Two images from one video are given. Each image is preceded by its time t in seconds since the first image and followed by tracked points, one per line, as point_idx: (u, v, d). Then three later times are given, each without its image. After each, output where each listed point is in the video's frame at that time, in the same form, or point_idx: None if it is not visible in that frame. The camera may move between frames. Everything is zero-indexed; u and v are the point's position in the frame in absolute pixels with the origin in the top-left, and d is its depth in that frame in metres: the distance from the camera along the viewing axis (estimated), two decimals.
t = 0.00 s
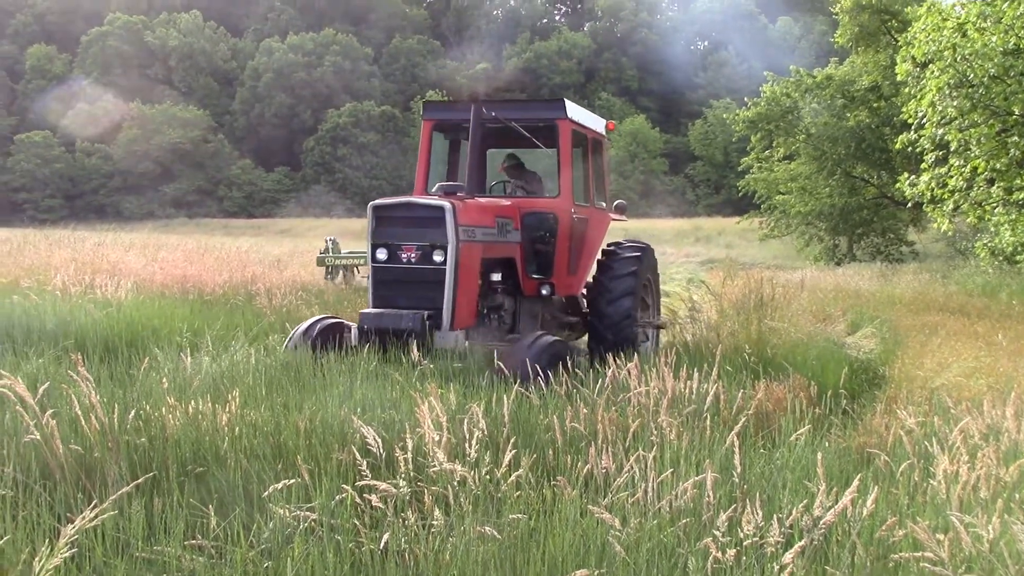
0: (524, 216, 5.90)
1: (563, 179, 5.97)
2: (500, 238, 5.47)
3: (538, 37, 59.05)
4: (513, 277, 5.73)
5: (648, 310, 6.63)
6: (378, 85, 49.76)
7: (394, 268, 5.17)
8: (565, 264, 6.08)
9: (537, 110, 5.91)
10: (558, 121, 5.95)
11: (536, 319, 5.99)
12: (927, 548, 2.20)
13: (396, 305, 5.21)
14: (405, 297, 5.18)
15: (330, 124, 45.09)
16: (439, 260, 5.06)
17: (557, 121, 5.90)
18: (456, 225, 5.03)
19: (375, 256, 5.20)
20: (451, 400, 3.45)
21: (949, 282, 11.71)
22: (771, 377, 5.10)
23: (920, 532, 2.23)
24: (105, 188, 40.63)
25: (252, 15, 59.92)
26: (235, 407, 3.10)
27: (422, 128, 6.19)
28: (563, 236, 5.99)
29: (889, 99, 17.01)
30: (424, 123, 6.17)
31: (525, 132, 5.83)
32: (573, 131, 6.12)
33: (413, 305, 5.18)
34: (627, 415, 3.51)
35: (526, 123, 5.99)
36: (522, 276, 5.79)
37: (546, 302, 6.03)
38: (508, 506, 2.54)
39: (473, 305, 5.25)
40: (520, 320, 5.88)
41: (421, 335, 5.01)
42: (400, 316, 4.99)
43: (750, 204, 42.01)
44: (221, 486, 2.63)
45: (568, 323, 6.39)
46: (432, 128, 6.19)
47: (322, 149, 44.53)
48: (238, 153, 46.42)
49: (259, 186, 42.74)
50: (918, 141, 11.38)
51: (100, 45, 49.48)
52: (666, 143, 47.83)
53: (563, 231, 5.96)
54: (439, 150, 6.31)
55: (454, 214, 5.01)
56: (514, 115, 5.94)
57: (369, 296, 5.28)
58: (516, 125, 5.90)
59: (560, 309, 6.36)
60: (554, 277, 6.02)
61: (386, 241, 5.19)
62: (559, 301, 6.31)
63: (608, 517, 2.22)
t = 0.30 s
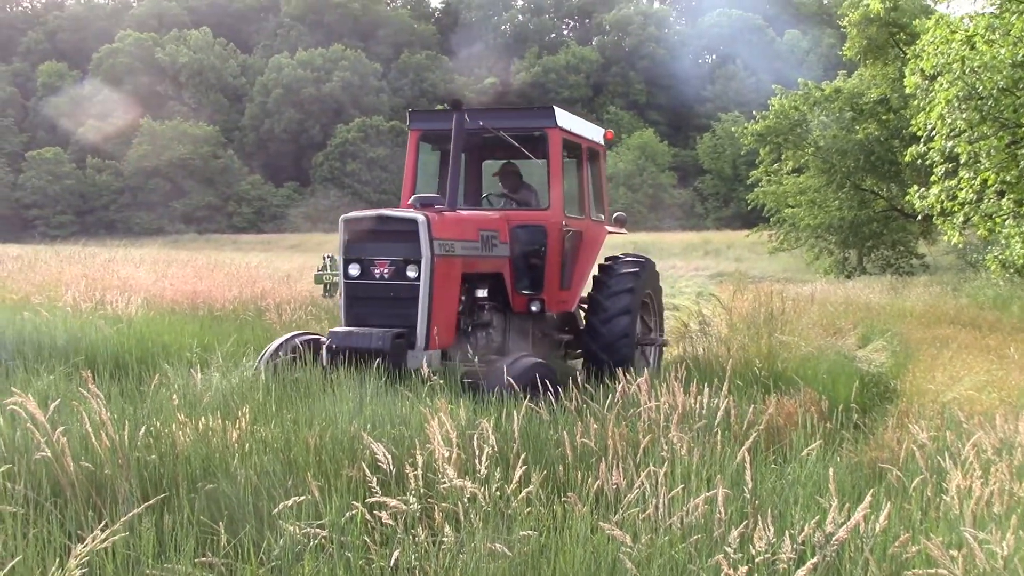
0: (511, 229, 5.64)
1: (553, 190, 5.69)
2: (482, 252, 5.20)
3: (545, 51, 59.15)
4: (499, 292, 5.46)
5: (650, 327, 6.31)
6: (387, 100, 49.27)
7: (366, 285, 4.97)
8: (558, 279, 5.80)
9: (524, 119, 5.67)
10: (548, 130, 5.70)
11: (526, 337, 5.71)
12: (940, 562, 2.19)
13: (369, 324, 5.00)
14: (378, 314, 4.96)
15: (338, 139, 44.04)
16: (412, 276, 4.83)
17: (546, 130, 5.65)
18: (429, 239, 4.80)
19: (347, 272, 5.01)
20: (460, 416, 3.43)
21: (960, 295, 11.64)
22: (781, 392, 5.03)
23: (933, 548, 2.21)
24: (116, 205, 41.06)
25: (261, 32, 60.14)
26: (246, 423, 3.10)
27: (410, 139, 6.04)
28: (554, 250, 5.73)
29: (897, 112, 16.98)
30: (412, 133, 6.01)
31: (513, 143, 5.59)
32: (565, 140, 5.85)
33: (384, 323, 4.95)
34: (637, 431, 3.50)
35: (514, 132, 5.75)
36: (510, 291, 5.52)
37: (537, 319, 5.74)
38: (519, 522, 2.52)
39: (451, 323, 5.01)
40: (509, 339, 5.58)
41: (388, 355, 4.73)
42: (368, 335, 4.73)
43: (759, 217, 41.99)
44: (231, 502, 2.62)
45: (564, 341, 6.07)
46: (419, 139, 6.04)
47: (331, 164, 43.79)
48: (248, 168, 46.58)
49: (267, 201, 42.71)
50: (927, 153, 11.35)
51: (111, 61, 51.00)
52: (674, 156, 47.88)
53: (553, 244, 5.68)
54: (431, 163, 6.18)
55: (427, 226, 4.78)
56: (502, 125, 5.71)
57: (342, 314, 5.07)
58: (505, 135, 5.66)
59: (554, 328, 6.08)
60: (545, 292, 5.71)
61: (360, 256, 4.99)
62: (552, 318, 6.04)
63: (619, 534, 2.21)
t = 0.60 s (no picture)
0: (493, 242, 5.41)
1: (537, 201, 5.51)
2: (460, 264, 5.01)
3: (553, 67, 59.17)
4: (481, 307, 5.26)
5: (648, 344, 6.21)
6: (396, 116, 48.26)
7: (329, 299, 4.75)
8: (543, 295, 5.57)
9: (509, 128, 5.54)
10: (534, 140, 5.56)
11: (511, 355, 5.47)
12: None
13: (334, 339, 4.76)
14: (343, 330, 4.73)
15: (347, 154, 43.72)
16: (379, 289, 4.61)
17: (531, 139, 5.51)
18: (396, 251, 4.59)
19: (311, 286, 4.80)
20: (469, 432, 3.43)
21: (970, 311, 11.56)
22: (790, 408, 4.99)
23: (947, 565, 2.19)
24: (125, 220, 41.25)
25: (270, 48, 60.20)
26: (254, 439, 3.10)
27: (392, 149, 5.91)
28: (540, 264, 5.50)
29: (906, 127, 17.01)
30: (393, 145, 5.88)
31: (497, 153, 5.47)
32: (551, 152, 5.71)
33: (348, 340, 4.71)
34: (647, 448, 3.48)
35: (498, 143, 5.61)
36: (492, 307, 5.31)
37: (522, 336, 5.50)
38: (529, 540, 2.50)
39: (422, 339, 4.79)
40: (494, 357, 5.31)
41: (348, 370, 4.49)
42: (326, 351, 4.49)
43: (767, 232, 41.90)
44: (240, 520, 2.61)
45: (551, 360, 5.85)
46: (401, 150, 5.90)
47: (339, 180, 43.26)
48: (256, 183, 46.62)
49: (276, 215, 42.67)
50: (936, 168, 11.32)
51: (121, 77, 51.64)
52: (682, 171, 47.88)
53: (537, 258, 5.47)
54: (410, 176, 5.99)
55: (394, 237, 4.58)
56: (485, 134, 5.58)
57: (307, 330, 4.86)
58: (487, 144, 5.52)
59: (542, 345, 5.86)
60: (529, 309, 5.48)
61: (325, 270, 4.78)
62: (539, 336, 5.81)
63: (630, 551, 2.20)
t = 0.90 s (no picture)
0: (477, 255, 5.21)
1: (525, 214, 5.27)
2: (436, 279, 4.70)
3: (563, 84, 59.34)
4: (461, 323, 5.07)
5: (647, 364, 6.07)
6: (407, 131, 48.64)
7: (290, 311, 4.42)
8: (530, 311, 5.33)
9: (496, 135, 5.28)
10: (522, 150, 5.31)
11: (494, 374, 5.22)
12: None
13: (294, 354, 4.42)
14: (307, 343, 4.39)
15: (358, 170, 43.70)
16: (341, 300, 4.28)
17: (519, 150, 5.28)
18: (360, 261, 4.24)
19: (274, 296, 4.47)
20: (480, 450, 3.41)
21: (983, 328, 11.49)
22: (802, 426, 4.94)
23: None
24: (137, 235, 41.48)
25: (282, 65, 60.62)
26: (266, 456, 3.10)
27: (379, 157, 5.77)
28: (526, 279, 5.27)
29: (917, 144, 17.02)
30: (379, 154, 5.73)
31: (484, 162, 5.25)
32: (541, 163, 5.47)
33: (312, 353, 4.38)
34: (660, 465, 3.44)
35: (486, 151, 5.37)
36: (476, 324, 5.09)
37: (506, 354, 5.30)
38: (541, 560, 2.48)
39: (392, 356, 4.46)
40: (478, 375, 5.10)
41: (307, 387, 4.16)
42: (283, 364, 4.17)
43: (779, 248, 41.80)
44: (253, 537, 2.61)
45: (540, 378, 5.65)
46: (388, 158, 5.74)
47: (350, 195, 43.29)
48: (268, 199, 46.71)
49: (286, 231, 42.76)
50: (949, 185, 11.27)
51: (135, 93, 52.16)
52: (693, 187, 47.95)
53: (523, 273, 5.26)
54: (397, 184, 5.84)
55: (356, 246, 4.21)
56: (473, 143, 5.33)
57: (268, 342, 4.53)
58: (473, 153, 5.30)
59: (530, 365, 5.61)
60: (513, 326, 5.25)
61: (286, 279, 4.45)
62: (528, 355, 5.57)
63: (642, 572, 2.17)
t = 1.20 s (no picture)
0: (456, 263, 5.11)
1: (505, 221, 5.14)
2: (406, 288, 4.58)
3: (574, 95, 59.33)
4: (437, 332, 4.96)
5: (643, 380, 5.89)
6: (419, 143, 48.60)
7: (245, 320, 4.35)
8: (511, 322, 5.19)
9: (477, 139, 5.19)
10: (503, 154, 5.19)
11: (474, 389, 5.10)
12: None
13: (250, 365, 4.34)
14: (261, 353, 4.31)
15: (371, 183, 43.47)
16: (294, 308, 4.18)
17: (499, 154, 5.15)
18: (315, 268, 4.13)
19: (229, 305, 4.43)
20: (493, 461, 3.40)
21: (998, 337, 11.41)
22: (816, 438, 4.89)
23: None
24: (150, 247, 41.70)
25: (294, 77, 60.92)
26: (279, 468, 3.10)
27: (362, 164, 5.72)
28: (505, 288, 5.12)
29: (930, 153, 16.95)
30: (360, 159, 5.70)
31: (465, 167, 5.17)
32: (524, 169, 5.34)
33: (265, 363, 4.28)
34: (674, 476, 3.42)
35: (467, 156, 5.27)
36: (453, 334, 5.00)
37: (487, 366, 5.17)
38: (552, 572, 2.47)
39: (353, 367, 4.30)
40: (457, 389, 4.99)
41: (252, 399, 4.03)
42: (228, 374, 4.08)
43: (791, 257, 41.63)
44: (266, 549, 2.61)
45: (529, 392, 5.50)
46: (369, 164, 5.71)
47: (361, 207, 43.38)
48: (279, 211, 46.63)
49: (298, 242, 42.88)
50: (962, 194, 11.22)
51: (148, 106, 52.61)
52: (704, 198, 47.87)
53: (504, 281, 5.11)
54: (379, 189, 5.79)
55: (311, 252, 4.11)
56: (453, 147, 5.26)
57: (224, 354, 4.46)
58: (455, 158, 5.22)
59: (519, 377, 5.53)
60: (494, 336, 5.12)
61: (245, 287, 4.40)
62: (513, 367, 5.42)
63: None
